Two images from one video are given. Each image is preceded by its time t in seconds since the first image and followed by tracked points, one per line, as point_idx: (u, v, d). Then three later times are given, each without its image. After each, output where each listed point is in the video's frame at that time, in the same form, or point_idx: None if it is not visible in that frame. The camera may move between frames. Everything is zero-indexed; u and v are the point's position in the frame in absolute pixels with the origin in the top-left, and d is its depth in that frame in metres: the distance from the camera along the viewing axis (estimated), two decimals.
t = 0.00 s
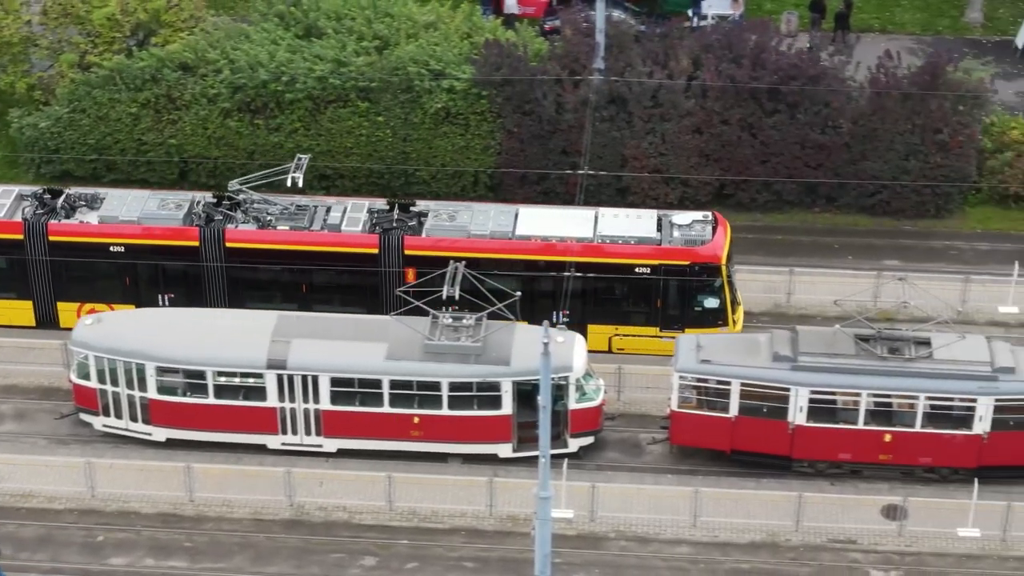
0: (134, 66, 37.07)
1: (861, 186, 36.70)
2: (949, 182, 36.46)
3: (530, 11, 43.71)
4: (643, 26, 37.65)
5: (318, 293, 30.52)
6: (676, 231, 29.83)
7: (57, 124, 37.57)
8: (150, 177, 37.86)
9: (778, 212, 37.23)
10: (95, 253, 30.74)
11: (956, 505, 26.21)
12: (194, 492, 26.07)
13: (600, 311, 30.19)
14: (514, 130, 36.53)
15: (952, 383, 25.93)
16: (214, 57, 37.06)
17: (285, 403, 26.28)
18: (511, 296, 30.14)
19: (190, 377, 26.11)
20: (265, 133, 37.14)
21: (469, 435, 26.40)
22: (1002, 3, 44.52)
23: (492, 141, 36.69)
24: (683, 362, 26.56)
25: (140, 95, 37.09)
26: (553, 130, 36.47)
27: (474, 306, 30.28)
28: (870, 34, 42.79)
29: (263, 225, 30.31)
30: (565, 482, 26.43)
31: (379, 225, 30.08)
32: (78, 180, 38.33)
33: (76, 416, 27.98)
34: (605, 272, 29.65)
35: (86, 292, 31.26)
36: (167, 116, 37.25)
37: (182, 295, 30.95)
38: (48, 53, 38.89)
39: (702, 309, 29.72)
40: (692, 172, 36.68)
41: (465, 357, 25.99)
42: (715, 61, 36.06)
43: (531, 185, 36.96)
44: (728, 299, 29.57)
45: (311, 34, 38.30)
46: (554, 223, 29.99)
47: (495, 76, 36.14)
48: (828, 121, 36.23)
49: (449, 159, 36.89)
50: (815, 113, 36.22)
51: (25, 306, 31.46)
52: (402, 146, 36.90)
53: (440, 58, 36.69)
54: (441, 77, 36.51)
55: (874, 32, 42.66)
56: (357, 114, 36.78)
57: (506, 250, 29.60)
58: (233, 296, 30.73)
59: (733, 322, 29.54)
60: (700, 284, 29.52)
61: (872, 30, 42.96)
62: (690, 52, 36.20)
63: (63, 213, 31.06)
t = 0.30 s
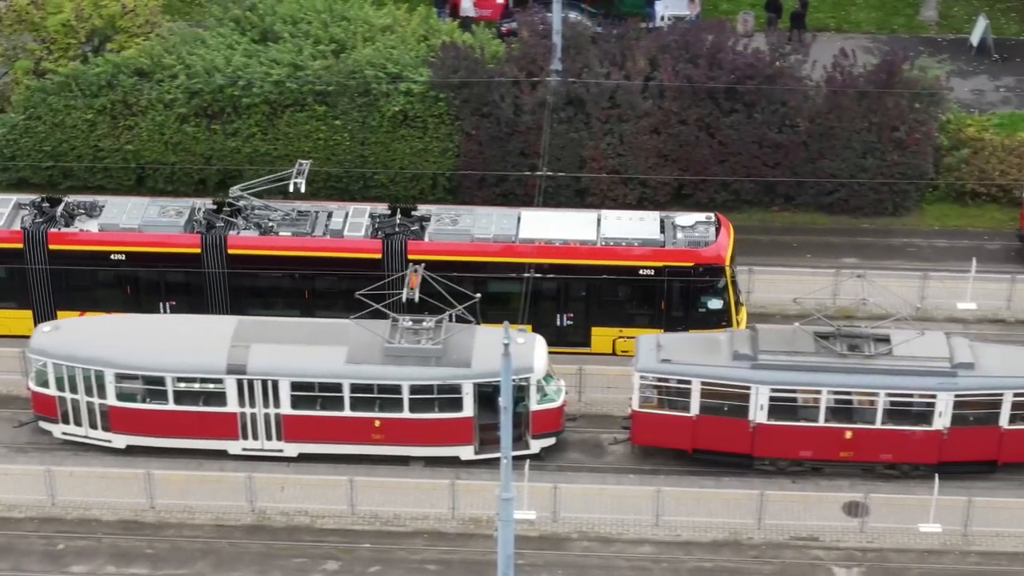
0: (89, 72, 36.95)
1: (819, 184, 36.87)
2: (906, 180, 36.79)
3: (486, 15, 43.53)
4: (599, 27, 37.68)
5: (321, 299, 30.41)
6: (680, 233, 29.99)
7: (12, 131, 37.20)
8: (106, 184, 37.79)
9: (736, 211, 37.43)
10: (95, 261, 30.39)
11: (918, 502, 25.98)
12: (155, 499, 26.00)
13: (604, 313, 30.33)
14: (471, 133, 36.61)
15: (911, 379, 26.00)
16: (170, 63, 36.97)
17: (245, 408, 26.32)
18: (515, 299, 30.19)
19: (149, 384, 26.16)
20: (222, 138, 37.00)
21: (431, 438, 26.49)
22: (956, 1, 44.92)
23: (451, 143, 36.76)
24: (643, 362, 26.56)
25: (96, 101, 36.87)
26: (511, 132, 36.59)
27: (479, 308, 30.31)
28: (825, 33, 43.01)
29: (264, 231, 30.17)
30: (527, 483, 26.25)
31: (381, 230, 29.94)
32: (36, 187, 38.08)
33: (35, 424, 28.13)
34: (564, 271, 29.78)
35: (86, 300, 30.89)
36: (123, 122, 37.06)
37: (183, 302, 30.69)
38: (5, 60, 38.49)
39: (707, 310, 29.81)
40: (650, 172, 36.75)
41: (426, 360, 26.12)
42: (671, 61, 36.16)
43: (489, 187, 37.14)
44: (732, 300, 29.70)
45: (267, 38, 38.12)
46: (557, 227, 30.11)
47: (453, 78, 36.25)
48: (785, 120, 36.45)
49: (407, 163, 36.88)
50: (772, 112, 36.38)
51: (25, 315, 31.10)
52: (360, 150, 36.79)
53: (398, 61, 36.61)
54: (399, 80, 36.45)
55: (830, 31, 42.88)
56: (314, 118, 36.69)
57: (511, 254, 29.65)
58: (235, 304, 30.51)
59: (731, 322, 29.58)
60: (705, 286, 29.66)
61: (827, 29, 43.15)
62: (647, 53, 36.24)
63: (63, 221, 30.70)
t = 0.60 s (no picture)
0: (45, 80, 36.71)
1: (778, 184, 37.01)
2: (864, 178, 36.98)
3: (442, 19, 43.18)
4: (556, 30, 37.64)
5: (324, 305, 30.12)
6: (684, 235, 29.89)
7: None
8: (63, 192, 37.56)
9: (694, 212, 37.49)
10: (97, 270, 29.95)
11: (878, 500, 26.36)
12: (116, 507, 26.02)
13: (608, 316, 30.35)
14: (429, 136, 36.56)
15: (871, 377, 26.06)
16: (127, 69, 36.71)
17: (205, 415, 26.38)
18: (521, 302, 30.29)
19: (108, 392, 26.21)
20: (179, 144, 36.94)
21: (391, 442, 26.55)
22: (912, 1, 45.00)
23: (409, 147, 36.74)
24: (603, 363, 26.54)
25: (52, 109, 36.71)
26: (469, 135, 36.58)
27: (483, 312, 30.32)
28: (782, 34, 43.04)
29: (268, 238, 29.80)
30: (489, 485, 26.43)
31: (386, 235, 29.75)
32: None
33: None
34: (523, 274, 29.83)
35: (87, 309, 30.48)
36: (80, 129, 36.95)
37: (186, 311, 30.29)
38: None
39: (712, 312, 29.72)
40: (609, 173, 36.81)
41: (387, 364, 26.16)
42: (628, 62, 36.16)
43: (448, 191, 37.12)
44: (737, 301, 29.59)
45: (224, 44, 37.80)
46: (561, 230, 30.05)
47: (410, 82, 36.13)
48: (742, 120, 36.50)
49: (365, 166, 36.92)
50: (730, 113, 36.42)
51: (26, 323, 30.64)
52: (317, 155, 36.86)
53: (354, 66, 36.56)
54: (356, 84, 36.41)
55: (787, 32, 42.94)
56: (271, 123, 36.68)
57: (516, 258, 29.63)
58: (239, 312, 30.21)
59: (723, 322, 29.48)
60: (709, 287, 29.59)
61: (784, 30, 43.20)
62: (604, 54, 36.30)
63: (63, 230, 30.13)
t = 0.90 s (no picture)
0: None
1: (735, 185, 37.05)
2: (822, 178, 37.08)
3: (398, 23, 42.16)
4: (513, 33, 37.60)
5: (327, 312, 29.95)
6: (689, 237, 29.94)
7: None
8: (20, 201, 37.36)
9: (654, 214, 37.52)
10: (100, 279, 29.75)
11: (840, 497, 26.47)
12: (76, 516, 25.92)
13: (613, 320, 30.30)
14: (387, 141, 36.51)
15: (831, 377, 26.13)
16: (82, 76, 36.57)
17: (165, 423, 26.38)
18: (525, 307, 30.26)
19: (67, 401, 26.18)
20: (137, 152, 36.78)
21: (352, 448, 26.61)
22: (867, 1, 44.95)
23: (367, 152, 36.66)
24: (564, 366, 26.55)
25: (7, 117, 36.45)
26: (427, 139, 36.53)
27: (488, 317, 30.31)
28: (738, 35, 42.95)
29: (271, 244, 29.80)
30: (450, 489, 26.45)
31: (390, 240, 29.71)
32: None
33: None
34: (483, 278, 29.76)
35: (88, 319, 30.16)
36: (35, 137, 36.71)
37: (189, 319, 30.12)
38: None
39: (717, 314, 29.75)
40: (567, 176, 36.81)
41: (347, 369, 26.28)
42: (585, 64, 36.20)
43: (407, 196, 37.05)
44: (742, 303, 29.63)
45: (180, 51, 37.71)
46: (564, 233, 30.12)
47: (367, 87, 36.02)
48: (700, 122, 36.55)
49: (324, 172, 36.81)
50: (687, 114, 36.49)
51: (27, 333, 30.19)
52: (274, 161, 36.78)
53: (311, 71, 36.47)
54: (312, 90, 36.33)
55: (742, 33, 42.86)
56: (228, 130, 36.59)
57: (520, 262, 29.67)
58: (243, 319, 30.06)
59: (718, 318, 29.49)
60: (714, 288, 29.66)
61: (740, 32, 43.06)
62: (562, 57, 36.29)
63: (65, 239, 30.00)
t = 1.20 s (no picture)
0: None
1: (693, 187, 36.99)
2: (779, 179, 37.06)
3: (354, 28, 41.48)
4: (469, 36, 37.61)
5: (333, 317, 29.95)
6: (692, 239, 30.00)
7: None
8: None
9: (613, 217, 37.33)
10: (102, 287, 29.54)
11: (802, 497, 26.26)
12: (35, 526, 25.72)
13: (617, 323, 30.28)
14: (345, 146, 36.42)
15: (791, 377, 26.15)
16: (37, 85, 36.40)
17: (124, 432, 26.32)
18: (528, 311, 30.27)
19: (26, 411, 26.09)
20: (93, 160, 36.60)
21: (315, 454, 26.59)
22: (822, 1, 44.88)
23: (324, 157, 36.49)
24: (525, 369, 26.47)
25: None
26: (385, 145, 36.51)
27: (492, 322, 30.33)
28: (694, 37, 42.87)
29: (275, 251, 29.72)
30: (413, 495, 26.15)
31: (394, 245, 29.79)
32: None
33: None
34: (443, 282, 29.76)
35: (90, 328, 29.90)
36: None
37: (192, 327, 29.98)
38: None
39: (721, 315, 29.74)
40: (525, 180, 36.87)
41: (308, 375, 26.26)
42: (542, 67, 36.31)
43: (366, 202, 36.91)
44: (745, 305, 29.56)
45: (135, 58, 37.52)
46: (568, 237, 30.20)
47: (323, 92, 36.10)
48: (657, 124, 36.60)
49: (282, 178, 36.57)
50: (644, 117, 36.53)
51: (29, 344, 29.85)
52: (232, 168, 36.56)
53: (268, 77, 36.34)
54: (269, 96, 36.23)
55: (698, 35, 42.81)
56: (185, 137, 36.41)
57: (524, 266, 29.75)
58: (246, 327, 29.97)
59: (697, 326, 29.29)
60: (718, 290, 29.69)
61: (696, 34, 42.94)
62: (517, 61, 36.45)
63: (66, 248, 29.81)
